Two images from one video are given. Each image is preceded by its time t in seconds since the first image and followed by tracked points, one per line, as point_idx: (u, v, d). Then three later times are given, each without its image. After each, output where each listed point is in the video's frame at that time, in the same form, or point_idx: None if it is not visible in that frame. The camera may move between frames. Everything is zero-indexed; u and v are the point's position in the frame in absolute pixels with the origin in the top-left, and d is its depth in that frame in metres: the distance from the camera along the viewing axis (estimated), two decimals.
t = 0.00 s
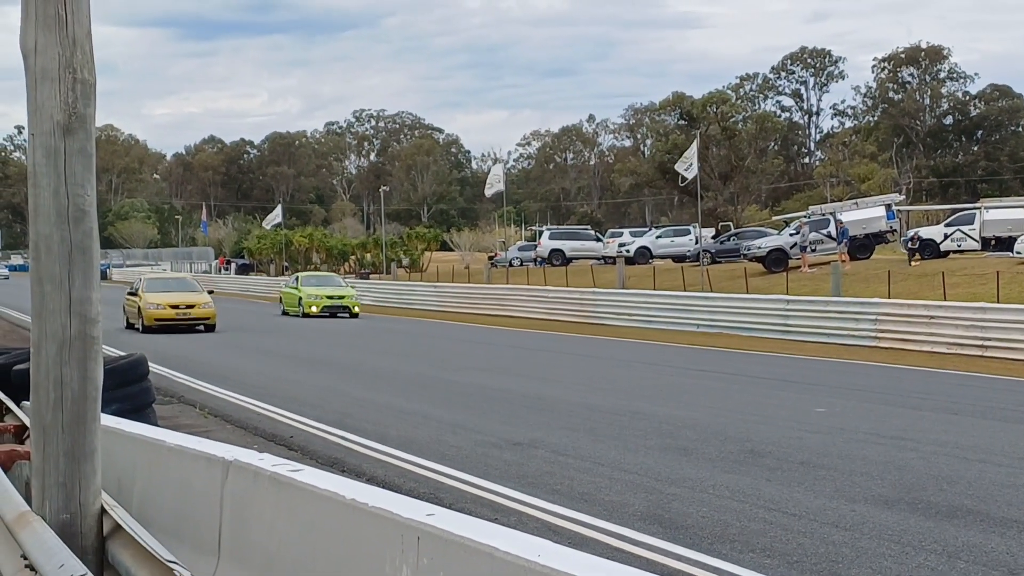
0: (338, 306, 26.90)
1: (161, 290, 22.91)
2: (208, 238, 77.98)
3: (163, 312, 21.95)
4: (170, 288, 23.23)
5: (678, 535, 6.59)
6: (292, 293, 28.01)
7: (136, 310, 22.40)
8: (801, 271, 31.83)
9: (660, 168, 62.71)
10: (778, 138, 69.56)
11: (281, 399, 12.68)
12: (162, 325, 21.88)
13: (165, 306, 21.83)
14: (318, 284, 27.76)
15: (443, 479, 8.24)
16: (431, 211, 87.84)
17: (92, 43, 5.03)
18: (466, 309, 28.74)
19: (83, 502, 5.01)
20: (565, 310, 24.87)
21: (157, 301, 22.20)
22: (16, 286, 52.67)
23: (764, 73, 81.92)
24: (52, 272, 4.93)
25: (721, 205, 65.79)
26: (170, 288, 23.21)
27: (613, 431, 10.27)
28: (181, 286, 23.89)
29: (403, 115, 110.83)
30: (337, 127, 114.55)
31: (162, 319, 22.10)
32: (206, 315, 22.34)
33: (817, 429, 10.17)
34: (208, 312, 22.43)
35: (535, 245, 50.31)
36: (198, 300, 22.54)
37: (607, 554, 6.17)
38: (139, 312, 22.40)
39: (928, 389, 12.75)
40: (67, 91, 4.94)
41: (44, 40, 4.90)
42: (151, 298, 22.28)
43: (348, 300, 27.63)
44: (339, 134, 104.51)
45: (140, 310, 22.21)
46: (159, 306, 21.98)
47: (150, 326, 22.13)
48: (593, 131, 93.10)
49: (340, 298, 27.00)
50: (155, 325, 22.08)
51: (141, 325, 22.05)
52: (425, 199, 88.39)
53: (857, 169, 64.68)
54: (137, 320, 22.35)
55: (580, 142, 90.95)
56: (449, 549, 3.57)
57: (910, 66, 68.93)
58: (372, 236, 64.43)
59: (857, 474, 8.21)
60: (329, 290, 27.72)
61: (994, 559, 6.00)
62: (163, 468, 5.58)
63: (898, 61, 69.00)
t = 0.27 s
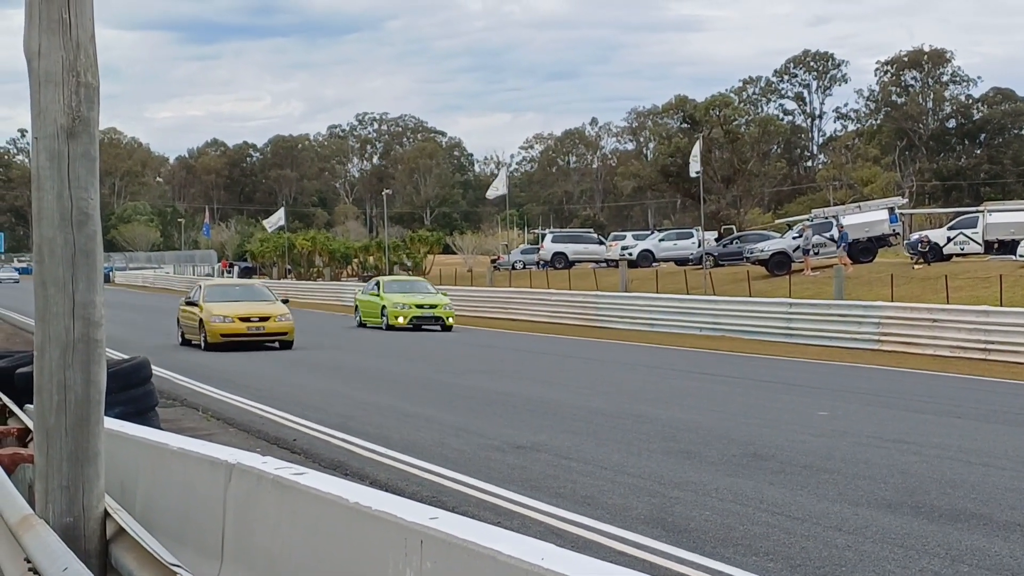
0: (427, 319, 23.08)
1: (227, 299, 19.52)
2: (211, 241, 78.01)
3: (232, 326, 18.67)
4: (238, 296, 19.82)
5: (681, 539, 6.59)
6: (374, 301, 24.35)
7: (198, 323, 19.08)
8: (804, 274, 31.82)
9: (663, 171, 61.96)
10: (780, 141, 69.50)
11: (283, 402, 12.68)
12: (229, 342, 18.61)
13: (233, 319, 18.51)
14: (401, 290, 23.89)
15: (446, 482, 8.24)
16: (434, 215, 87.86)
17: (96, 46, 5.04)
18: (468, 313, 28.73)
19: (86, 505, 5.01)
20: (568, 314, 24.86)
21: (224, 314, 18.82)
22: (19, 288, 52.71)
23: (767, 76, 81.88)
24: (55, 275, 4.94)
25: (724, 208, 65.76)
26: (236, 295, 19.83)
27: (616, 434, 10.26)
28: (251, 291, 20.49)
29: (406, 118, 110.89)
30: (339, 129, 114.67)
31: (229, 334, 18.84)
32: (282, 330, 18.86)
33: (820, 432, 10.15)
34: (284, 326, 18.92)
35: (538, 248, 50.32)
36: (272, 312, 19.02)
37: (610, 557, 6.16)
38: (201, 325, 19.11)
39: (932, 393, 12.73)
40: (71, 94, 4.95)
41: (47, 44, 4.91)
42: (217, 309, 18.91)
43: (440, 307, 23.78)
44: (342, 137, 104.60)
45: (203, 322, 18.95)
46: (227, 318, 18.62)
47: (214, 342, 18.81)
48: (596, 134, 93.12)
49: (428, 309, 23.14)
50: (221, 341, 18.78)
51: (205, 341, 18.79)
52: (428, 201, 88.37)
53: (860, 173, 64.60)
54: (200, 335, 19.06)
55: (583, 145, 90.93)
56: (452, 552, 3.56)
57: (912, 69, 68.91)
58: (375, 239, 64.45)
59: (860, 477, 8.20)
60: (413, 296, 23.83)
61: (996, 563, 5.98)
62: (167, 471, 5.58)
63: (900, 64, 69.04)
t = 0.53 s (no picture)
0: (561, 333, 19.22)
1: (325, 309, 15.65)
2: (213, 244, 78.08)
3: (341, 345, 14.73)
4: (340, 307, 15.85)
5: (683, 541, 6.58)
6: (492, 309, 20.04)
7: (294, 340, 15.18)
8: (807, 277, 31.80)
9: (666, 175, 63.04)
10: (783, 144, 69.54)
11: (286, 404, 12.68)
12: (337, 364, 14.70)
13: (342, 335, 14.67)
14: (521, 295, 20.04)
15: (447, 484, 8.23)
16: (437, 217, 87.90)
17: (99, 49, 5.03)
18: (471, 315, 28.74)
19: (89, 508, 5.01)
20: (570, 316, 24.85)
21: (331, 328, 14.87)
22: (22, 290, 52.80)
23: (770, 79, 81.91)
24: (58, 277, 4.93)
25: (727, 211, 65.72)
26: (338, 301, 15.95)
27: (619, 436, 10.25)
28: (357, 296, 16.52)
29: (409, 121, 111.04)
30: (342, 132, 114.77)
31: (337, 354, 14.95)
32: (403, 349, 14.92)
33: (823, 435, 10.13)
34: (408, 342, 14.95)
35: (540, 251, 50.33)
36: (391, 324, 15.05)
37: (612, 560, 6.16)
38: (297, 341, 15.29)
39: (934, 395, 12.71)
40: (74, 97, 4.95)
41: (51, 46, 4.92)
42: (320, 321, 14.99)
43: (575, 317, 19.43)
44: (345, 140, 104.74)
45: (301, 337, 15.07)
46: (334, 334, 14.72)
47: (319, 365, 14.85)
48: (599, 137, 93.18)
49: (563, 319, 19.28)
50: (327, 364, 14.90)
51: (305, 364, 14.90)
52: (431, 204, 88.38)
53: (862, 175, 64.59)
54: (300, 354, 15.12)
55: (586, 148, 90.98)
56: (455, 554, 3.56)
57: (915, 71, 69.12)
58: (378, 241, 64.51)
59: (862, 480, 8.19)
60: (537, 303, 19.97)
61: (998, 565, 5.97)
62: (169, 474, 5.58)
63: (903, 66, 69.18)
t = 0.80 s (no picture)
0: (780, 355, 15.41)
1: (498, 324, 12.60)
2: (215, 246, 78.16)
3: (540, 376, 11.47)
4: (516, 321, 12.98)
5: (684, 543, 6.56)
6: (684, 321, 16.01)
7: (468, 366, 12.10)
8: (808, 279, 31.78)
9: (667, 177, 63.63)
10: (784, 146, 69.60)
11: (286, 406, 12.67)
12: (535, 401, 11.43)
13: (544, 363, 11.43)
14: (716, 303, 16.01)
15: (448, 486, 8.22)
16: (438, 219, 87.88)
17: (100, 52, 5.03)
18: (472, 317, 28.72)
19: (90, 509, 5.00)
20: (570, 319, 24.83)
21: (523, 353, 11.68)
22: (23, 292, 52.82)
23: (771, 81, 81.96)
24: (59, 279, 4.93)
25: (727, 213, 65.67)
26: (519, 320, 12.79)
27: (619, 438, 10.24)
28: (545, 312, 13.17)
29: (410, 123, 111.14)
30: (343, 134, 114.92)
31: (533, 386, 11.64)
32: (627, 383, 11.63)
33: (824, 437, 10.11)
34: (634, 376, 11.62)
35: (541, 253, 50.38)
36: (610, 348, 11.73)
37: (614, 562, 6.14)
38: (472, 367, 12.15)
39: (935, 398, 12.68)
40: (75, 99, 4.95)
41: (51, 48, 4.91)
42: (505, 343, 11.84)
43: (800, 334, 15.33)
44: (346, 142, 104.90)
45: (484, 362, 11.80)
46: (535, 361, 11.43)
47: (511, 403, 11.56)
48: (600, 139, 93.25)
49: (782, 336, 15.43)
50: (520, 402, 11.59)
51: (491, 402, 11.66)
52: (432, 206, 88.43)
53: (863, 177, 64.63)
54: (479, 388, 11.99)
55: (587, 150, 91.06)
56: (454, 556, 3.55)
57: (916, 73, 69.25)
58: (379, 244, 64.61)
59: (864, 482, 8.17)
60: (735, 312, 15.97)
61: (1001, 567, 5.95)
62: (170, 476, 5.57)
63: (904, 69, 69.33)
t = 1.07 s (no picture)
0: None
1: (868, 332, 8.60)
2: (215, 247, 78.17)
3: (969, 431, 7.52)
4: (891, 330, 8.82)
5: (684, 544, 6.54)
6: None
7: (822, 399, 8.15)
8: (809, 279, 31.77)
9: (667, 176, 63.42)
10: (785, 147, 69.59)
11: (286, 407, 12.66)
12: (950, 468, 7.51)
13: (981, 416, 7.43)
14: None
15: (449, 487, 8.21)
16: (439, 220, 87.84)
17: (100, 53, 5.03)
18: (473, 318, 28.73)
19: (90, 510, 5.00)
20: (571, 319, 24.83)
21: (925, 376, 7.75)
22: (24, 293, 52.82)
23: (772, 81, 81.96)
24: (59, 279, 4.92)
25: (728, 214, 65.34)
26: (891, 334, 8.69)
27: (620, 439, 10.21)
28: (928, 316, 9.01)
29: (411, 123, 111.17)
30: (344, 135, 114.97)
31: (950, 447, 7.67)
32: None
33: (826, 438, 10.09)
34: None
35: (543, 253, 50.40)
36: None
37: (614, 563, 6.13)
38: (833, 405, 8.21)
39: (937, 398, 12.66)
40: (75, 99, 4.94)
41: (52, 48, 4.91)
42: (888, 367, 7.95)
43: None
44: (347, 143, 104.93)
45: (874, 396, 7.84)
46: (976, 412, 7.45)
47: (879, 489, 7.64)
48: (601, 140, 93.23)
49: None
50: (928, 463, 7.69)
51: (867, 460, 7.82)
52: (433, 207, 88.43)
53: (864, 177, 64.58)
54: (929, 479, 6.78)
55: (588, 151, 91.03)
56: (454, 557, 3.54)
57: (917, 74, 69.02)
58: (381, 244, 64.62)
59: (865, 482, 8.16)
60: None
61: (1002, 568, 5.94)
62: (171, 476, 5.56)
63: (905, 69, 69.22)
